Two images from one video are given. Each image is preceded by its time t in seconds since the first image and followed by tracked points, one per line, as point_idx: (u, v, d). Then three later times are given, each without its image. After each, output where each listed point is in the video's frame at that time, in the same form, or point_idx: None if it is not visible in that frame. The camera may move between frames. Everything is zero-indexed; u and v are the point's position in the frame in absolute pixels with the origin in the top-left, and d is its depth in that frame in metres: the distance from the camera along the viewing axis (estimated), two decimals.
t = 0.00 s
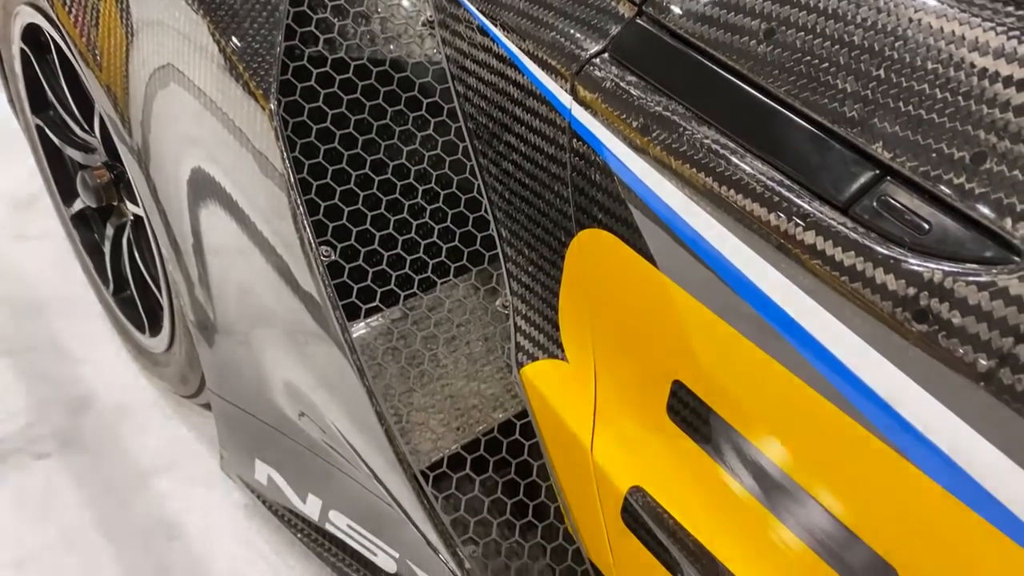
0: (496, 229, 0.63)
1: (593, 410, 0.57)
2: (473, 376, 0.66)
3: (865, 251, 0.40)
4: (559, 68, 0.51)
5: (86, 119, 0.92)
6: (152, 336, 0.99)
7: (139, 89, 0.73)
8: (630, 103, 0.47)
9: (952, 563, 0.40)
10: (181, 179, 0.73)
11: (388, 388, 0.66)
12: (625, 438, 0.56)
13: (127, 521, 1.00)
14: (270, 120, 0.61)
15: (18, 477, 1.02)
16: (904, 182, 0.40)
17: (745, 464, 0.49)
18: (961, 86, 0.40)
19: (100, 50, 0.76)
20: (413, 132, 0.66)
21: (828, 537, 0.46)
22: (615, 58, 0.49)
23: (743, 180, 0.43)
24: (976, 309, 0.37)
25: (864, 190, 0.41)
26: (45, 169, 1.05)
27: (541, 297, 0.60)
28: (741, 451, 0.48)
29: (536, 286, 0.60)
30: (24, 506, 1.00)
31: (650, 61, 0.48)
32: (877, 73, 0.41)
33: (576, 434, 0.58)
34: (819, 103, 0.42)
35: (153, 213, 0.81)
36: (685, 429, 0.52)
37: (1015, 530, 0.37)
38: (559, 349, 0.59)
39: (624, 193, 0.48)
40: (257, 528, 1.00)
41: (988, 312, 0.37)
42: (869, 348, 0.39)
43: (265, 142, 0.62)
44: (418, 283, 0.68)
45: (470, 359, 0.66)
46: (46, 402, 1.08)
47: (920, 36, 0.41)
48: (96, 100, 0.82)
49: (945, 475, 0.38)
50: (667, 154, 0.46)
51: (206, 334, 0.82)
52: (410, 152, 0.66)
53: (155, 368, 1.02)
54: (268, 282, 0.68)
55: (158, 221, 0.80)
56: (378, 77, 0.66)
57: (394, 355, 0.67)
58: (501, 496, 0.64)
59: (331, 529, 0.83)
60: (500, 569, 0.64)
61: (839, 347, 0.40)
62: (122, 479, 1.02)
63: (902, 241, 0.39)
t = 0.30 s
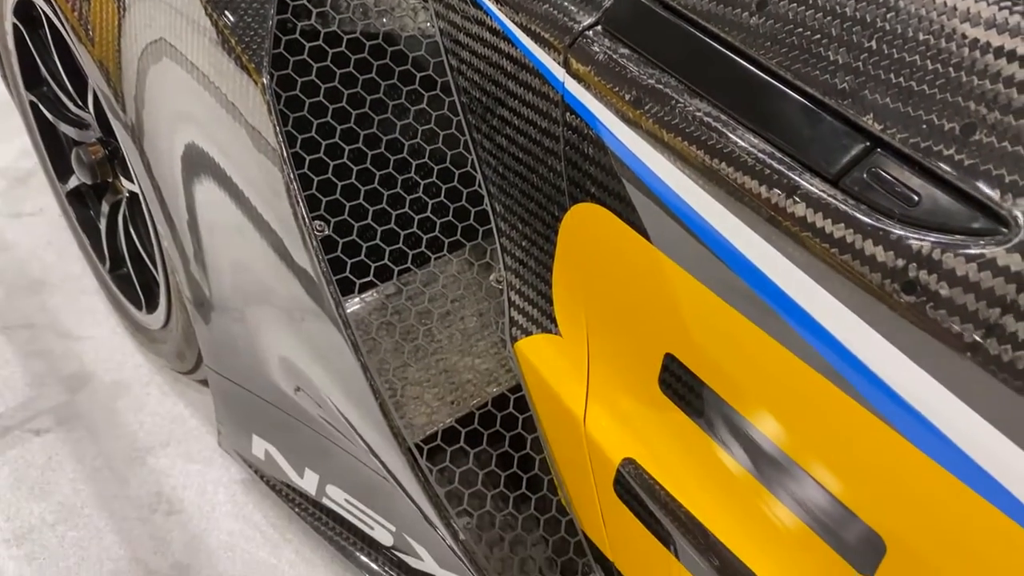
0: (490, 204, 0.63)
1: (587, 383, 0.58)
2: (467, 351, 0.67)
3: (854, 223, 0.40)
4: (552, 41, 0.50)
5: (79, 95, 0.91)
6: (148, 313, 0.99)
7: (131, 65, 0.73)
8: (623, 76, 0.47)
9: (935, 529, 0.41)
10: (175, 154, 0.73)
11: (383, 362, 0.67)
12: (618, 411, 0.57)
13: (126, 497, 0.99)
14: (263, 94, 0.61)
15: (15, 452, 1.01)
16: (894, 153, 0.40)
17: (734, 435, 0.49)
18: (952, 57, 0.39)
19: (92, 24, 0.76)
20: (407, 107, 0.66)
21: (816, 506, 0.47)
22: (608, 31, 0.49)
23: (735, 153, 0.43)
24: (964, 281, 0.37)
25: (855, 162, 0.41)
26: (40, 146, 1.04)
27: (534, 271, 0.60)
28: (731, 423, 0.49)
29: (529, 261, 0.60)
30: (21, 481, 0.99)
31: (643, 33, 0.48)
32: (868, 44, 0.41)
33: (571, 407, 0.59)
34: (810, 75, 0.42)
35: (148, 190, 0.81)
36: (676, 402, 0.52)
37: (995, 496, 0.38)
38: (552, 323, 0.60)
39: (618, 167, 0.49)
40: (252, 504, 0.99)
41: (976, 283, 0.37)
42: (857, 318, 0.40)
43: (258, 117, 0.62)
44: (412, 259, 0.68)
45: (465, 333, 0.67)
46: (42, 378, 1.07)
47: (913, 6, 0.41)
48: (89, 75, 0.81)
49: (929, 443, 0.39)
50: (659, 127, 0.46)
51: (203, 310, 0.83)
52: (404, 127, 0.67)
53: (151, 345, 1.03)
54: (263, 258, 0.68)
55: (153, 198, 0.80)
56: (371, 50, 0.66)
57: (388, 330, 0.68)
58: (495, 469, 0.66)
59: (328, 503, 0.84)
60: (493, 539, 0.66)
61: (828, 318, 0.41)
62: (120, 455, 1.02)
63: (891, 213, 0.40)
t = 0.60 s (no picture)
0: (486, 179, 0.63)
1: (583, 358, 0.59)
2: (464, 327, 0.68)
3: (848, 197, 0.40)
4: (548, 14, 0.50)
5: (74, 70, 0.91)
6: (146, 291, 0.99)
7: (126, 40, 0.73)
8: (618, 50, 0.47)
9: (925, 499, 0.42)
10: (170, 131, 0.73)
11: (380, 337, 0.68)
12: (613, 385, 0.57)
13: (126, 472, 0.99)
14: (258, 69, 0.61)
15: (15, 428, 1.02)
16: (889, 127, 0.40)
17: (727, 408, 0.50)
18: (947, 30, 0.39)
19: None
20: (402, 81, 0.67)
21: (809, 479, 0.47)
22: (604, 4, 0.48)
23: (731, 128, 0.43)
24: (955, 253, 0.37)
25: (850, 135, 0.41)
26: (35, 123, 1.04)
27: (531, 247, 0.60)
28: (725, 396, 0.50)
29: (526, 236, 0.61)
30: (21, 457, 1.00)
31: (639, 7, 0.47)
32: (864, 17, 0.41)
33: (567, 382, 0.60)
34: (806, 48, 0.42)
35: (144, 167, 0.81)
36: (670, 376, 0.53)
37: (985, 466, 0.38)
38: (548, 299, 0.60)
39: (613, 142, 0.49)
40: (252, 480, 0.99)
41: (968, 256, 0.37)
42: (849, 292, 0.40)
43: (252, 92, 0.61)
44: (409, 235, 0.70)
45: (461, 309, 0.69)
46: (41, 355, 1.07)
47: None
48: (84, 51, 0.81)
49: (919, 413, 0.40)
50: (654, 101, 0.46)
51: (200, 287, 0.83)
52: (400, 102, 0.68)
53: (149, 323, 1.03)
54: (260, 235, 0.68)
55: (150, 175, 0.80)
56: (367, 24, 0.67)
57: (385, 306, 0.69)
58: (491, 443, 0.67)
59: (327, 478, 0.85)
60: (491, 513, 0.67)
61: (821, 292, 0.41)
62: (119, 431, 1.02)
63: (885, 186, 0.40)
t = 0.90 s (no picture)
0: (480, 159, 0.64)
1: (576, 338, 0.59)
2: (457, 307, 0.71)
3: (837, 177, 0.40)
4: None
5: (67, 50, 0.90)
6: (143, 271, 0.99)
7: (118, 20, 0.72)
8: (610, 29, 0.47)
9: (908, 475, 0.42)
10: (164, 110, 0.72)
11: (375, 318, 0.72)
12: (604, 364, 0.58)
13: (124, 451, 0.98)
14: (249, 49, 0.60)
15: (13, 408, 1.00)
16: (879, 107, 0.40)
17: (717, 386, 0.50)
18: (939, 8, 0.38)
19: None
20: (395, 61, 0.70)
21: (798, 458, 0.48)
22: None
23: (722, 108, 0.43)
24: (943, 234, 0.38)
25: (839, 116, 0.41)
26: (29, 102, 1.03)
27: (524, 228, 0.61)
28: (715, 375, 0.50)
29: (519, 217, 0.61)
30: (20, 436, 0.98)
31: None
32: None
33: (560, 362, 0.60)
34: (796, 28, 0.42)
35: (138, 147, 0.81)
36: (661, 355, 0.53)
37: (965, 441, 0.39)
38: (542, 279, 0.61)
39: (607, 123, 0.49)
40: (250, 458, 0.99)
41: (955, 236, 0.37)
42: (839, 272, 0.41)
43: (245, 71, 0.61)
44: (402, 216, 0.75)
45: (455, 290, 0.72)
46: (38, 335, 1.06)
47: None
48: (76, 30, 0.80)
49: (902, 388, 0.40)
50: (646, 81, 0.46)
51: (196, 268, 0.83)
52: (393, 82, 0.70)
53: (146, 303, 1.03)
54: (254, 215, 0.68)
55: (144, 155, 0.80)
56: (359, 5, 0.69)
57: (379, 286, 0.73)
58: (485, 421, 0.69)
59: (323, 457, 0.85)
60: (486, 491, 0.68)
61: (811, 271, 0.42)
62: (117, 410, 1.01)
63: (874, 165, 0.40)
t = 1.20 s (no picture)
0: (475, 137, 0.63)
1: (571, 316, 0.59)
2: (452, 286, 0.72)
3: (830, 152, 0.40)
4: None
5: (61, 28, 0.90)
6: (139, 251, 0.99)
7: None
8: (604, 4, 0.47)
9: (899, 451, 0.42)
10: (158, 88, 0.72)
11: (370, 295, 0.73)
12: (599, 342, 0.58)
13: (122, 431, 0.98)
14: (243, 26, 0.60)
15: (11, 388, 1.00)
16: (872, 82, 0.40)
17: (711, 364, 0.51)
18: None
19: None
20: (389, 39, 0.71)
21: (791, 434, 0.48)
22: None
23: (715, 84, 0.43)
24: (934, 209, 0.38)
25: (832, 92, 0.41)
26: (24, 81, 1.03)
27: (519, 206, 0.61)
28: (709, 352, 0.50)
29: (514, 195, 0.61)
30: (18, 415, 0.98)
31: None
32: None
33: (555, 339, 0.61)
34: (791, 4, 0.42)
35: (133, 126, 0.81)
36: (656, 333, 0.53)
37: (956, 416, 0.39)
38: (537, 258, 0.61)
39: (601, 100, 0.49)
40: (248, 437, 0.99)
41: (946, 212, 0.37)
42: (831, 249, 0.41)
43: (238, 49, 0.61)
44: (397, 194, 0.75)
45: (450, 268, 0.73)
46: (35, 315, 1.06)
47: None
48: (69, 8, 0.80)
49: (893, 364, 0.40)
50: (640, 57, 0.45)
51: (192, 247, 0.83)
52: (387, 60, 0.71)
53: (143, 283, 1.03)
54: (249, 193, 0.68)
55: (139, 134, 0.80)
56: None
57: (374, 265, 0.74)
58: (480, 399, 0.70)
59: (320, 435, 0.86)
60: (480, 468, 0.69)
61: (803, 247, 0.42)
62: (114, 389, 1.01)
63: (866, 141, 0.40)
